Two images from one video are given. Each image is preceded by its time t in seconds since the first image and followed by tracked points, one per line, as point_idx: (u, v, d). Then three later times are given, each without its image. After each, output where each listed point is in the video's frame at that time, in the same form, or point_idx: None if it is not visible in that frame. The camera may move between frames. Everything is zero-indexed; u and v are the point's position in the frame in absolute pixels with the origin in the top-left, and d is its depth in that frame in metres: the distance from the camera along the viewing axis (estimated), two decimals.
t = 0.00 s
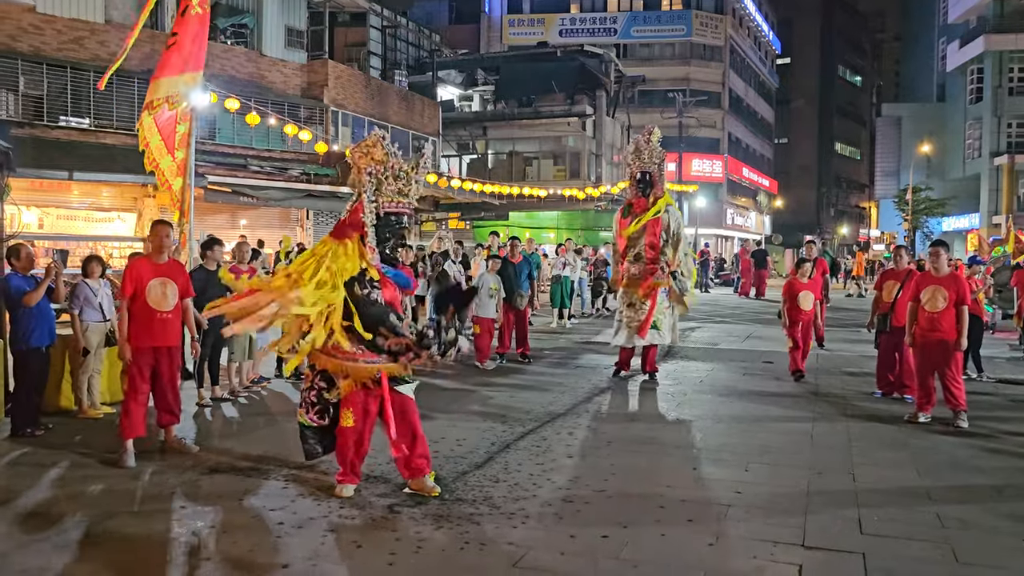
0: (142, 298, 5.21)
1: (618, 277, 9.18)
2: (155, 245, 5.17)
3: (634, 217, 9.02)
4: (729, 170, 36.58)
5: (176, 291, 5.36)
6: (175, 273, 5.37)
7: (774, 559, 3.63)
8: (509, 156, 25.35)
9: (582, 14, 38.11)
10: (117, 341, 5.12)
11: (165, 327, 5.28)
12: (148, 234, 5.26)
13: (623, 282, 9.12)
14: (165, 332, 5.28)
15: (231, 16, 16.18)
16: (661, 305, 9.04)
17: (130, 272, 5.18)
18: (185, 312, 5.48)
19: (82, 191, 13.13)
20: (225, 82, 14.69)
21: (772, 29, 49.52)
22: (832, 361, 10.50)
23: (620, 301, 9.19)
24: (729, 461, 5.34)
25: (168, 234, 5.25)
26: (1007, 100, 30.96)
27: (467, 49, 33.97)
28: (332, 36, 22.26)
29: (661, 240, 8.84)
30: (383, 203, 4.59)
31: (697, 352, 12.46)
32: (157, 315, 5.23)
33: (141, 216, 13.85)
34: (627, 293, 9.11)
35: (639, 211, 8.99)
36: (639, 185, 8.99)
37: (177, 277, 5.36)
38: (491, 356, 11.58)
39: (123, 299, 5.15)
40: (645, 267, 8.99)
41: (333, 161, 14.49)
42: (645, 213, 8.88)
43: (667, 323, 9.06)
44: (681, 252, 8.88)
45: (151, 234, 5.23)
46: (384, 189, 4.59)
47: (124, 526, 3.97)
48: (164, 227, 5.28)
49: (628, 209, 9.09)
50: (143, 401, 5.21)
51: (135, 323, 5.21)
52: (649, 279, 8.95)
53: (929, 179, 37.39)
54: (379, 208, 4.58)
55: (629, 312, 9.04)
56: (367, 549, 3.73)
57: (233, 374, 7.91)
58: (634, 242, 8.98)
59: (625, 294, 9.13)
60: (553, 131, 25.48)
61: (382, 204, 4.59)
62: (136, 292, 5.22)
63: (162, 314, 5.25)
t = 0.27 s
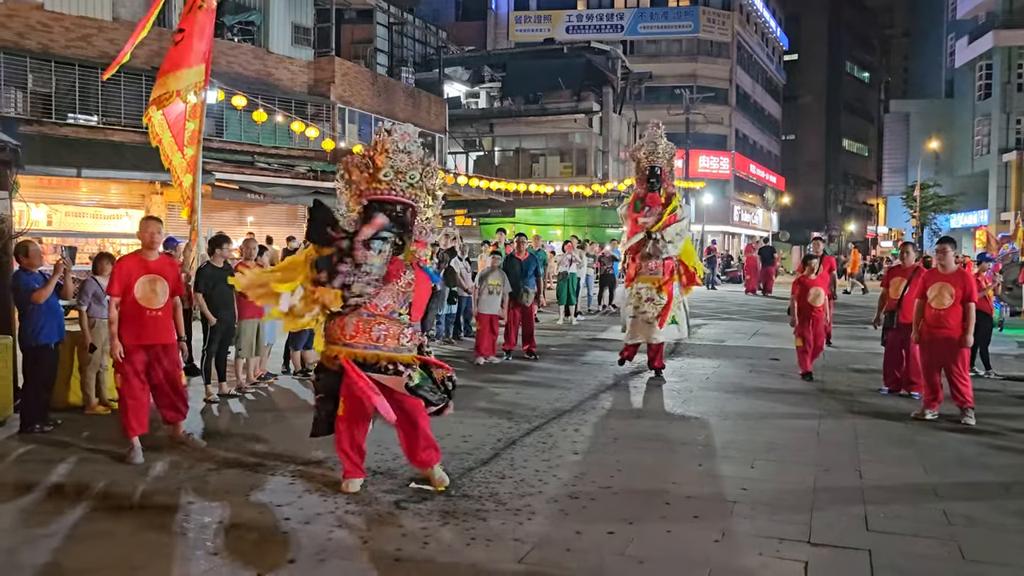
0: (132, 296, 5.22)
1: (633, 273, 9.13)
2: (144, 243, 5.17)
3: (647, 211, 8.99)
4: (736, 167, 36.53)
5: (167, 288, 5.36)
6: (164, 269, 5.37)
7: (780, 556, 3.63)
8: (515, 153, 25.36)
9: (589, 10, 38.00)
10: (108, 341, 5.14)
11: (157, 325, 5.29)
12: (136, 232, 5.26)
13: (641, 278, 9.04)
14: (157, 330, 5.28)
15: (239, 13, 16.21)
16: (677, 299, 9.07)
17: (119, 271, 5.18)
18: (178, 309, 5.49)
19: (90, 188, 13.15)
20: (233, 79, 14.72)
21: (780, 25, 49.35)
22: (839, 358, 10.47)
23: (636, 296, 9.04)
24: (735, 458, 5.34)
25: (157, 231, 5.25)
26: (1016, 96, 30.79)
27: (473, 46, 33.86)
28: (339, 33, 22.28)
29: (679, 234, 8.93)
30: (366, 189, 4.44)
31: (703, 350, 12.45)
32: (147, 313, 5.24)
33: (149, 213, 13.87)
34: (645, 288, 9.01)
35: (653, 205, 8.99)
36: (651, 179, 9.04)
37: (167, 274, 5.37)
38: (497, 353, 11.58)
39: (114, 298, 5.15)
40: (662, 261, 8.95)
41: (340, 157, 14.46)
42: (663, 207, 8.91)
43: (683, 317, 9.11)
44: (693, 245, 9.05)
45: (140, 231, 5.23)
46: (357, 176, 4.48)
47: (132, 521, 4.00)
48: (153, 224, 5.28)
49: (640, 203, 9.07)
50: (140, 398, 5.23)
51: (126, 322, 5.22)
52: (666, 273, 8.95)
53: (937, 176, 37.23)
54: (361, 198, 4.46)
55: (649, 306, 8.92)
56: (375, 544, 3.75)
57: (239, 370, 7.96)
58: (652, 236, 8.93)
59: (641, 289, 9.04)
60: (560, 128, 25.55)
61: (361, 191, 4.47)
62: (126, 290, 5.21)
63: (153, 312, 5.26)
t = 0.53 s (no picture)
0: (127, 296, 5.25)
1: (637, 276, 9.07)
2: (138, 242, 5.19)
3: (653, 213, 8.95)
4: (742, 166, 36.49)
5: (162, 286, 5.39)
6: (157, 267, 5.38)
7: (786, 555, 3.62)
8: (521, 152, 25.34)
9: (595, 10, 37.97)
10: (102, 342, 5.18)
11: (151, 324, 5.31)
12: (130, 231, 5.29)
13: (648, 281, 8.97)
14: (151, 329, 5.29)
15: (244, 14, 16.23)
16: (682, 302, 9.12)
17: (112, 270, 5.21)
18: (174, 308, 5.52)
19: (97, 188, 13.20)
20: (239, 79, 14.76)
21: (786, 24, 49.25)
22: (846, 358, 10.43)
23: (642, 299, 8.94)
24: (740, 457, 5.32)
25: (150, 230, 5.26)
26: None
27: (479, 45, 33.86)
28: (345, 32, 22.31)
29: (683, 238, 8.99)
30: (376, 201, 4.54)
31: (709, 349, 12.43)
32: (141, 312, 5.27)
33: (156, 213, 13.91)
34: (653, 291, 8.95)
35: (659, 207, 8.95)
36: (655, 181, 8.94)
37: (161, 272, 5.39)
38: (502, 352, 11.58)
39: (108, 299, 5.19)
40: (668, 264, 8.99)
41: (345, 157, 14.49)
42: (669, 211, 8.92)
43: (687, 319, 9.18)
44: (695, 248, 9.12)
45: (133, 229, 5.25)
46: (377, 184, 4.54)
47: (138, 519, 4.01)
48: (146, 223, 5.29)
49: (644, 205, 9.01)
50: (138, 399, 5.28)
51: (121, 322, 5.25)
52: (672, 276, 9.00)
53: (944, 175, 37.08)
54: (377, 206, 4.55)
55: (657, 310, 8.88)
56: (380, 543, 3.75)
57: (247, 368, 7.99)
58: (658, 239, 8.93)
59: (648, 292, 8.97)
60: (566, 127, 25.57)
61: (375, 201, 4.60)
62: (120, 291, 5.25)
63: (147, 310, 5.29)
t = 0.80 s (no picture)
0: (124, 299, 5.23)
1: (628, 279, 9.05)
2: (136, 243, 5.17)
3: (645, 216, 8.96)
4: (745, 168, 36.52)
5: (160, 288, 5.35)
6: (156, 270, 5.35)
7: (788, 556, 3.62)
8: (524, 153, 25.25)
9: (597, 11, 38.01)
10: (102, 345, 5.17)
11: (149, 327, 5.27)
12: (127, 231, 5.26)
13: (637, 284, 8.98)
14: (148, 333, 5.26)
15: (248, 15, 16.19)
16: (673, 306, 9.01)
17: (109, 272, 5.21)
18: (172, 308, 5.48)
19: (101, 189, 13.23)
20: (242, 80, 14.79)
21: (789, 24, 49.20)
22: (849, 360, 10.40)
23: (633, 301, 8.95)
24: (743, 458, 5.32)
25: (147, 231, 5.23)
26: None
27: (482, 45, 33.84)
28: (348, 34, 22.44)
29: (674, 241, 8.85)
30: (394, 197, 4.53)
31: (712, 350, 12.42)
32: (138, 314, 5.23)
33: (160, 214, 13.89)
34: (642, 294, 8.93)
35: (650, 210, 8.95)
36: (649, 184, 8.92)
37: (160, 273, 5.35)
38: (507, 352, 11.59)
39: (107, 302, 5.19)
40: (658, 267, 8.91)
41: (349, 158, 14.53)
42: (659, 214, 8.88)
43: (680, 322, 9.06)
44: (689, 251, 8.96)
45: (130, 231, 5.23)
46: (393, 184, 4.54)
47: (141, 520, 4.01)
48: (142, 224, 5.27)
49: (636, 208, 9.02)
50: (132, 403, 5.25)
51: (120, 325, 5.25)
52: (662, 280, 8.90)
53: (948, 176, 37.01)
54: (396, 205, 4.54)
55: (645, 313, 8.86)
56: (383, 543, 3.75)
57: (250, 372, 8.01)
58: (647, 242, 8.90)
59: (637, 295, 8.97)
60: (569, 128, 25.45)
61: (389, 199, 4.59)
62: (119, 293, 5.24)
63: (144, 313, 5.25)
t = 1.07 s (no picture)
0: (68, 301, 4.85)
1: (638, 273, 8.27)
2: (84, 239, 4.84)
3: (658, 203, 8.11)
4: (788, 151, 34.16)
5: (107, 292, 4.97)
6: (103, 271, 4.96)
7: None
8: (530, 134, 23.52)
9: None
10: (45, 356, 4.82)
11: (93, 334, 4.90)
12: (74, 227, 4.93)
13: (645, 279, 8.25)
14: (91, 340, 4.89)
15: None
16: (689, 304, 8.17)
17: (49, 273, 4.83)
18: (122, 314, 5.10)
19: (48, 176, 11.65)
20: (209, 53, 13.14)
21: None
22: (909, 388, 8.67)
23: (641, 297, 8.24)
24: None
25: (97, 226, 4.88)
26: None
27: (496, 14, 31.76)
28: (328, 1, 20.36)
29: (687, 232, 8.01)
30: (393, 184, 4.22)
31: (747, 360, 10.71)
32: (80, 321, 4.87)
33: (114, 204, 12.27)
34: (650, 290, 8.20)
35: (664, 196, 8.09)
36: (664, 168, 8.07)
37: (106, 275, 4.97)
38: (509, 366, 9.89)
39: (49, 305, 4.81)
40: (667, 260, 8.11)
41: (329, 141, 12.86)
42: (672, 201, 8.01)
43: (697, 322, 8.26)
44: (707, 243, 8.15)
45: (77, 226, 4.90)
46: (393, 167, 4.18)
47: None
48: (93, 219, 4.93)
49: (651, 194, 8.21)
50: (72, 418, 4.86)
51: (61, 333, 4.86)
52: (675, 274, 8.09)
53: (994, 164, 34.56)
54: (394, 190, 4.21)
55: (653, 312, 8.13)
56: None
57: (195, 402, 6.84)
58: (657, 231, 8.04)
59: (647, 291, 8.23)
60: (582, 106, 23.53)
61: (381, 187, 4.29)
62: (62, 296, 4.85)
63: (85, 320, 4.87)
